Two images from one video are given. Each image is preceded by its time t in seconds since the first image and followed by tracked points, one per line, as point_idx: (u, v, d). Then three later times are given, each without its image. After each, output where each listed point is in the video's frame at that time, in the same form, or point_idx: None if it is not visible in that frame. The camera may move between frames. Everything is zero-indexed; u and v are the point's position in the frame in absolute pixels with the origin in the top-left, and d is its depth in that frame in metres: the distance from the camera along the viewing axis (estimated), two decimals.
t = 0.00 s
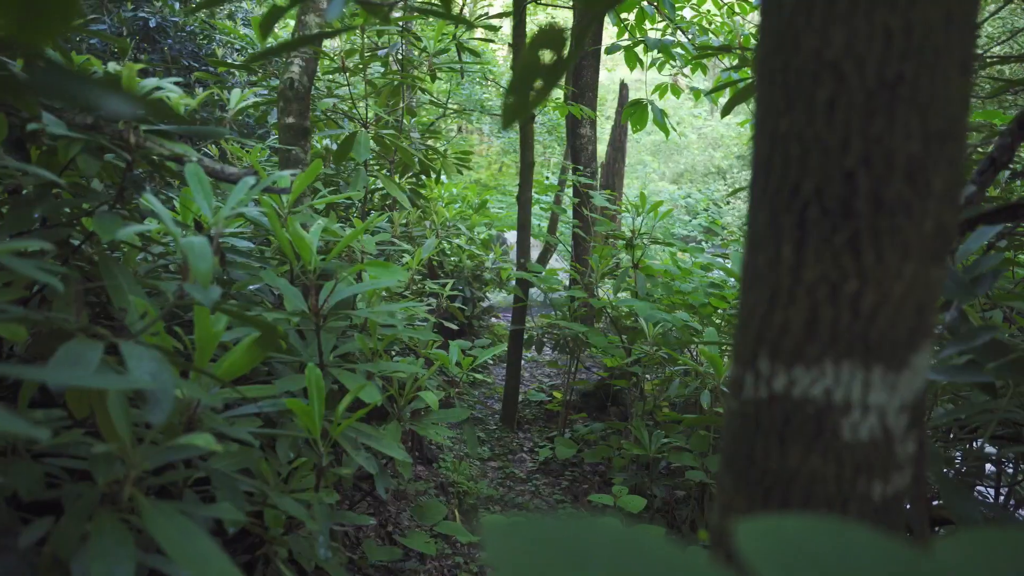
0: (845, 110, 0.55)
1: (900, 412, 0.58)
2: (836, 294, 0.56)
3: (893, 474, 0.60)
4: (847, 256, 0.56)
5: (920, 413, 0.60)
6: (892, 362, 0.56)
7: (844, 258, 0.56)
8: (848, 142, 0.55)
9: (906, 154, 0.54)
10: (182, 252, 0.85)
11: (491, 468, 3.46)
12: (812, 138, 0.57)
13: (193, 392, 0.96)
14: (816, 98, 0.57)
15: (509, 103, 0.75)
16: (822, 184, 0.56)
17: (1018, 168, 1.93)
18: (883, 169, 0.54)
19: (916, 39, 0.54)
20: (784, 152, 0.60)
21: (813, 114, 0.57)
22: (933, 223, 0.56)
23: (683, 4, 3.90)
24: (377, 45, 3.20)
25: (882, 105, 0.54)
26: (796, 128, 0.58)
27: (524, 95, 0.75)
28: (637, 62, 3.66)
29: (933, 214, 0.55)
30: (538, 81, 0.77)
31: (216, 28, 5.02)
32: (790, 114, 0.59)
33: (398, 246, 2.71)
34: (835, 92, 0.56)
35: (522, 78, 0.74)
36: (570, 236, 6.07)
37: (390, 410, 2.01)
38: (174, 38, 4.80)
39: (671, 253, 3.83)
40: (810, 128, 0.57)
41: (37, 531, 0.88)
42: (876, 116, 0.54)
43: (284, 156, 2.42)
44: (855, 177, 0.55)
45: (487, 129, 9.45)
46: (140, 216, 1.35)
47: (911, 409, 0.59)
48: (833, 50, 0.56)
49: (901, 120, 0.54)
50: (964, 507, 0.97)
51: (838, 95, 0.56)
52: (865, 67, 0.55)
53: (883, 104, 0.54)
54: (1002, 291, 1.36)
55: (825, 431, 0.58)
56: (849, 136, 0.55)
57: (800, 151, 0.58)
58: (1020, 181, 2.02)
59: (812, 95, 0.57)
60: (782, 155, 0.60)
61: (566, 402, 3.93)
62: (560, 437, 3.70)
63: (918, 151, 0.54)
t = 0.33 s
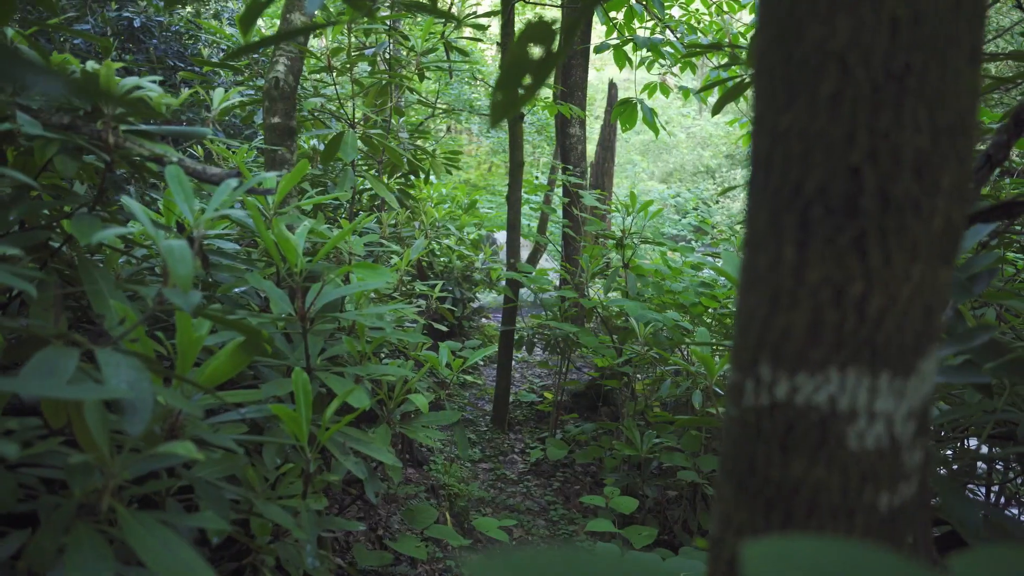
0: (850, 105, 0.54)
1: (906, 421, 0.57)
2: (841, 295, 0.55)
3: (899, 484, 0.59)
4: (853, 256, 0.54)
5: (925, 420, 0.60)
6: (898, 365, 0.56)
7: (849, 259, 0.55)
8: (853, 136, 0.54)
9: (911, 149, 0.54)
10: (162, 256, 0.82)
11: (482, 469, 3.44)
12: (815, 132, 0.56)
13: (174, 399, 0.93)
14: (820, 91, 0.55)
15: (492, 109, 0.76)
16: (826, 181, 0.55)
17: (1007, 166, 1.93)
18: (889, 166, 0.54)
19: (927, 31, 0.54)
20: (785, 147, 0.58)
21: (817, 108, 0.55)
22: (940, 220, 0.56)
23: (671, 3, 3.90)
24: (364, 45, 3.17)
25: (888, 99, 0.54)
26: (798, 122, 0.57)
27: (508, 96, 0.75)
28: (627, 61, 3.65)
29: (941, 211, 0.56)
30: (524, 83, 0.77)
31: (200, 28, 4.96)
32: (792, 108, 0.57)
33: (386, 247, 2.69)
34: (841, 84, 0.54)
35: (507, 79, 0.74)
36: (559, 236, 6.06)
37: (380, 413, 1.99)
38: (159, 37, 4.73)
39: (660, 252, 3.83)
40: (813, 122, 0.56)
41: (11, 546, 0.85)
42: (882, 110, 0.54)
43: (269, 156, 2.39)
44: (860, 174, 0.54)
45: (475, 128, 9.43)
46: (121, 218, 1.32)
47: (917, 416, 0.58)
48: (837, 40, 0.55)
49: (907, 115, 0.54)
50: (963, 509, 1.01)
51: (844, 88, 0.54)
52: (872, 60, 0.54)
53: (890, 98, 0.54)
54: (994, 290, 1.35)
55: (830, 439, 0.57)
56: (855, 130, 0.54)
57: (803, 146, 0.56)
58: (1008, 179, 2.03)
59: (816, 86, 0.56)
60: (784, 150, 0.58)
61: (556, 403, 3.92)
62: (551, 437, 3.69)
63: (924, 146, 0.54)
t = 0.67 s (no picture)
0: (874, 100, 0.57)
1: (928, 427, 0.59)
2: (866, 297, 0.57)
3: (923, 493, 0.61)
4: (877, 256, 0.57)
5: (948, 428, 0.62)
6: (922, 372, 0.58)
7: (873, 260, 0.57)
8: (878, 133, 0.57)
9: (938, 145, 0.56)
10: (152, 257, 0.79)
11: (477, 471, 3.42)
12: (839, 128, 0.58)
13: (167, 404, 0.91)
14: (843, 84, 0.58)
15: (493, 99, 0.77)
16: (849, 179, 0.58)
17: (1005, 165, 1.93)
18: (914, 163, 0.56)
19: (954, 22, 0.56)
20: (807, 144, 0.61)
21: (840, 103, 0.58)
22: (967, 219, 0.58)
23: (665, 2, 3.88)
24: (357, 43, 3.14)
25: (915, 92, 0.56)
26: (820, 118, 0.59)
27: (508, 91, 0.77)
28: (621, 60, 3.64)
29: (968, 210, 0.58)
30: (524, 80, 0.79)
31: (191, 27, 4.92)
32: (813, 103, 0.60)
33: (380, 248, 2.66)
34: (866, 77, 0.57)
35: (506, 76, 0.76)
36: (553, 235, 6.04)
37: (375, 416, 1.96)
38: (149, 37, 4.68)
39: (655, 252, 3.83)
40: (836, 118, 0.58)
41: None
42: (909, 103, 0.56)
43: (262, 156, 2.36)
44: (884, 173, 0.56)
45: (468, 128, 9.39)
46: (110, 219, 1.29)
47: (940, 424, 0.60)
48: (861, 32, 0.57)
49: (932, 110, 0.56)
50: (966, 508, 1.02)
51: (868, 81, 0.57)
52: (897, 52, 0.56)
53: (917, 90, 0.56)
54: (995, 289, 1.34)
55: (852, 448, 0.59)
56: (880, 127, 0.57)
57: (826, 144, 0.59)
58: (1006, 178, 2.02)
59: (840, 80, 0.58)
60: (806, 147, 0.61)
61: (552, 403, 3.91)
62: (546, 438, 3.67)
63: (952, 142, 0.57)
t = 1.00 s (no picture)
0: (895, 99, 0.61)
1: (950, 436, 0.65)
2: (887, 302, 0.62)
3: (940, 499, 0.67)
4: (897, 259, 0.62)
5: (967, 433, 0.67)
6: (945, 378, 0.63)
7: (893, 263, 0.62)
8: (902, 129, 0.61)
9: (965, 143, 0.60)
10: (141, 260, 0.77)
11: (473, 473, 3.40)
12: (860, 124, 0.62)
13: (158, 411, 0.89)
14: (866, 79, 0.62)
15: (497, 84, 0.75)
16: (869, 180, 0.62)
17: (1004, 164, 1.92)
18: (941, 161, 0.60)
19: (981, 16, 0.60)
20: (826, 141, 0.65)
21: (862, 97, 0.62)
22: (993, 220, 0.62)
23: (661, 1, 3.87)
24: (351, 43, 3.12)
25: (939, 86, 0.60)
26: (840, 116, 0.63)
27: (511, 90, 0.75)
28: (616, 59, 3.62)
29: (994, 209, 0.62)
30: (525, 78, 0.78)
31: (183, 27, 4.88)
32: (832, 101, 0.64)
33: (375, 248, 2.64)
34: (889, 71, 0.61)
35: (508, 75, 0.75)
36: (549, 235, 6.03)
37: (371, 419, 1.94)
38: (141, 37, 4.64)
39: (651, 252, 3.81)
40: (858, 114, 0.62)
41: None
42: (933, 98, 0.60)
43: (255, 156, 2.33)
44: (905, 171, 0.61)
45: (463, 128, 9.36)
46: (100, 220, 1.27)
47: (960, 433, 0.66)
48: (883, 25, 0.61)
49: (956, 105, 0.60)
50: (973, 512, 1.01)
51: (891, 76, 0.61)
52: (921, 45, 0.60)
53: (941, 84, 0.60)
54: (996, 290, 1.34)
55: (873, 457, 0.65)
56: (903, 126, 0.61)
57: (846, 141, 0.63)
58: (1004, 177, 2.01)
59: (862, 74, 0.62)
60: (825, 145, 0.65)
61: (548, 404, 3.89)
62: (542, 440, 3.66)
63: (979, 140, 0.60)
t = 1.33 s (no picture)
0: (917, 93, 0.59)
1: (971, 448, 0.63)
2: (908, 306, 0.61)
3: (960, 516, 0.65)
4: (919, 263, 0.60)
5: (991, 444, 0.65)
6: (965, 389, 0.61)
7: (914, 267, 0.60)
8: (925, 125, 0.59)
9: (991, 140, 0.59)
10: (126, 263, 0.75)
11: (468, 474, 3.38)
12: (881, 120, 0.61)
13: (144, 419, 0.86)
14: (887, 72, 0.60)
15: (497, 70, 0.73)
16: (889, 179, 0.60)
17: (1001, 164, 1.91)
18: (966, 159, 0.59)
19: (1009, 7, 0.58)
20: (844, 137, 0.63)
21: (883, 91, 0.61)
22: (1020, 223, 0.61)
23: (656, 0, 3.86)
24: (345, 42, 3.09)
25: (965, 81, 0.59)
26: (859, 110, 0.62)
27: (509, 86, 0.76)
28: (612, 59, 3.61)
29: (1020, 212, 0.61)
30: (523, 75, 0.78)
31: (176, 26, 4.85)
32: (850, 94, 0.62)
33: (369, 249, 2.62)
34: (911, 64, 0.59)
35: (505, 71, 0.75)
36: (544, 235, 6.02)
37: (365, 422, 1.92)
38: (133, 37, 4.61)
39: (647, 252, 3.80)
40: (877, 109, 0.61)
41: None
42: (957, 92, 0.59)
43: (247, 156, 2.30)
44: (928, 169, 0.59)
45: (457, 128, 9.33)
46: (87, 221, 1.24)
47: (983, 444, 0.64)
48: (905, 16, 0.60)
49: (982, 100, 0.59)
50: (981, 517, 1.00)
51: (913, 69, 0.59)
52: (946, 39, 0.58)
53: (966, 78, 0.59)
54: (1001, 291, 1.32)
55: (892, 470, 0.63)
56: (926, 123, 0.59)
57: (865, 137, 0.62)
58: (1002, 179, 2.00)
59: (883, 67, 0.60)
60: (842, 142, 0.63)
61: (543, 406, 3.88)
62: (538, 441, 3.64)
63: (1006, 137, 0.59)
